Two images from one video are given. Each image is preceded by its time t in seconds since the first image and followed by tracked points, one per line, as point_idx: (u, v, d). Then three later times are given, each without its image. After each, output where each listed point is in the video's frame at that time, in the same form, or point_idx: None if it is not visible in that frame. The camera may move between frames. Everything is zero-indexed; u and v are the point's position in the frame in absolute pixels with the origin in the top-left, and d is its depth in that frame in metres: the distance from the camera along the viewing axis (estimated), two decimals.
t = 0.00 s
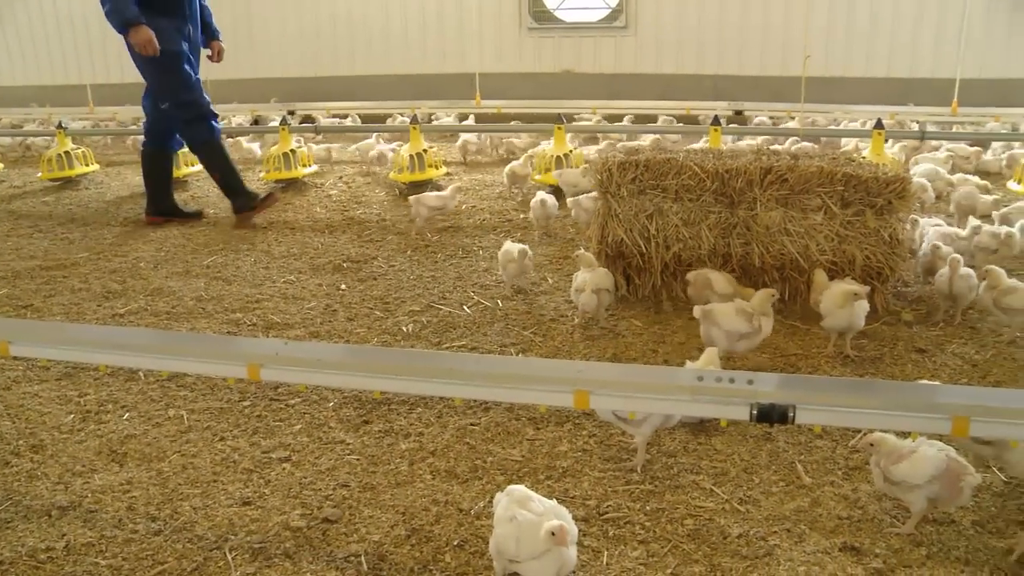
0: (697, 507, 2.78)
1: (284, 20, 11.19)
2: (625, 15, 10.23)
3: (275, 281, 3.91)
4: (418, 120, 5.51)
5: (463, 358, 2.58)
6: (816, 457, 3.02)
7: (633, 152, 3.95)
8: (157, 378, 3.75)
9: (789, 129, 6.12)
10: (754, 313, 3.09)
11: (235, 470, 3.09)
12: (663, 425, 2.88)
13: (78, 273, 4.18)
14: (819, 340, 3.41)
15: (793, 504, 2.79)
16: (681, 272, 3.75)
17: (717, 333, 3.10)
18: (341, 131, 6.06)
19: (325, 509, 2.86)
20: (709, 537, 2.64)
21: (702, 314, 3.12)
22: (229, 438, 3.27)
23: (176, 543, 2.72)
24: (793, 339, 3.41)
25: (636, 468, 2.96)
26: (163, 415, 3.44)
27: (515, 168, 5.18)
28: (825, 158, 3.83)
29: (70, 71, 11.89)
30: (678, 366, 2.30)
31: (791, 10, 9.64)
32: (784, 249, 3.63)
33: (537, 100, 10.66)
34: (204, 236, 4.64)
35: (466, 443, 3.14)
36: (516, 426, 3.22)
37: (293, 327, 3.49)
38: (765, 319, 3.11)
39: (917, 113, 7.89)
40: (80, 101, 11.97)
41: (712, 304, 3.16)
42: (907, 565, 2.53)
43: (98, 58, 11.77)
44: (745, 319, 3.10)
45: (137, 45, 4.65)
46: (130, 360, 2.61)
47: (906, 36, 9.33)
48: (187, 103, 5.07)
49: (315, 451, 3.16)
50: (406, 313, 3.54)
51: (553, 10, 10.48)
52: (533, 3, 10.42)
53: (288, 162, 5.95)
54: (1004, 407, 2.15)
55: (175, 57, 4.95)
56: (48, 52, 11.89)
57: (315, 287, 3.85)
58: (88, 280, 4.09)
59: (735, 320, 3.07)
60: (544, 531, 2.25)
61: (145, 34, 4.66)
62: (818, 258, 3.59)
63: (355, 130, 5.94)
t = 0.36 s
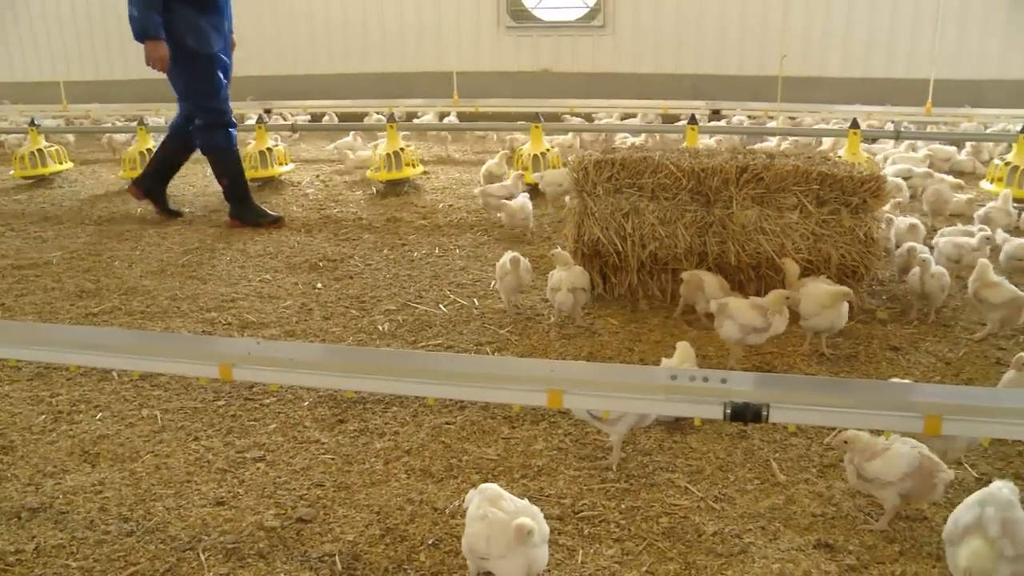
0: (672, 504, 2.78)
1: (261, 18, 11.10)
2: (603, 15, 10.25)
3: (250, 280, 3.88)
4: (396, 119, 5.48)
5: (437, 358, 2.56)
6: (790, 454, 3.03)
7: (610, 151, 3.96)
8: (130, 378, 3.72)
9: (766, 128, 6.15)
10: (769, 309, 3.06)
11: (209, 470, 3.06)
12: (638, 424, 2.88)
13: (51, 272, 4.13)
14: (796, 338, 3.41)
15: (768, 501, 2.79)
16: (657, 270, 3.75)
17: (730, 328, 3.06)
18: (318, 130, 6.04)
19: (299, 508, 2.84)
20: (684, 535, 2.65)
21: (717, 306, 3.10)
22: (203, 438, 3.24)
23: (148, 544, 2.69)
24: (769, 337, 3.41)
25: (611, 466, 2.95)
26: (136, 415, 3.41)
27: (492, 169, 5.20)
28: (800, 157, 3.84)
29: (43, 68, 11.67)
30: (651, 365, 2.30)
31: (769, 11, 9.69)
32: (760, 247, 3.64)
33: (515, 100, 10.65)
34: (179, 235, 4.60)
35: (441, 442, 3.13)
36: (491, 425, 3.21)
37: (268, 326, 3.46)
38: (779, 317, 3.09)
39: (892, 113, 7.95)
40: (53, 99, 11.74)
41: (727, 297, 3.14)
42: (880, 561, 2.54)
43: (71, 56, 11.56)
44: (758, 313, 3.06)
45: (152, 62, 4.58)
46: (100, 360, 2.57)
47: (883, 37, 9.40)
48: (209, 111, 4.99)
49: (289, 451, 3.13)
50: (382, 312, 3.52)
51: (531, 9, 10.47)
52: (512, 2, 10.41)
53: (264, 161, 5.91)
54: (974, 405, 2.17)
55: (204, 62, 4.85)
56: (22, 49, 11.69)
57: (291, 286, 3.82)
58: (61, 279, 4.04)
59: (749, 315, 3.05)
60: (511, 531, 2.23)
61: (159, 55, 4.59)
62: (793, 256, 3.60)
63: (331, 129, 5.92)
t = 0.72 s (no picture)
0: (651, 503, 2.78)
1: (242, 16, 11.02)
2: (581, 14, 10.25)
3: (228, 281, 3.85)
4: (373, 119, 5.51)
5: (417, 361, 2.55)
6: (768, 452, 3.04)
7: (588, 150, 3.96)
8: (106, 380, 3.68)
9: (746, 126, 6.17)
10: (788, 317, 2.96)
11: (186, 472, 3.03)
12: (616, 423, 2.87)
13: (26, 273, 4.08)
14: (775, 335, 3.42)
15: (746, 499, 2.80)
16: (636, 269, 3.75)
17: (750, 338, 2.99)
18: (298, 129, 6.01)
19: (276, 510, 2.81)
20: (662, 534, 2.64)
21: (735, 318, 3.02)
22: (180, 440, 3.21)
23: (124, 548, 2.66)
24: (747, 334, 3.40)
25: (590, 466, 2.95)
26: (112, 417, 3.37)
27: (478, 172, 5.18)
28: (778, 156, 3.86)
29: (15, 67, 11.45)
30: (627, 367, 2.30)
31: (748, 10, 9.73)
32: (738, 246, 3.64)
33: (494, 98, 10.63)
34: (157, 236, 4.57)
35: (419, 442, 3.12)
36: (469, 425, 3.20)
37: (245, 327, 3.44)
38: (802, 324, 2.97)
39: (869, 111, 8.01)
40: (27, 97, 11.54)
41: (747, 307, 3.04)
42: (857, 558, 2.55)
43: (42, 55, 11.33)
44: (779, 324, 2.95)
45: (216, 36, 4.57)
46: (75, 364, 2.54)
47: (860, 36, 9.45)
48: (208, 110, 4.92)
49: (266, 452, 3.11)
50: (361, 312, 3.51)
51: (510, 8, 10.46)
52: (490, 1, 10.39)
53: (242, 160, 5.92)
54: (948, 403, 2.18)
55: (212, 58, 4.77)
56: None
57: (269, 286, 3.79)
58: (35, 280, 3.99)
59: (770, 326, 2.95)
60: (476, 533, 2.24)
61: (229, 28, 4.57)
62: (771, 255, 3.61)
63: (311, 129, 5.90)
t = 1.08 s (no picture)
0: (622, 503, 2.77)
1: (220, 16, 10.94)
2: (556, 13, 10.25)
3: (200, 281, 3.82)
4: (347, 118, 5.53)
5: (387, 365, 2.54)
6: (740, 451, 3.04)
7: (561, 149, 3.96)
8: (75, 383, 3.63)
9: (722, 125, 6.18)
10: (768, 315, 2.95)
11: (155, 475, 3.00)
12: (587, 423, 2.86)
13: None
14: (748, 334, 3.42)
15: (718, 498, 2.80)
16: (609, 268, 3.76)
17: (727, 337, 2.95)
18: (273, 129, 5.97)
19: (246, 513, 2.79)
20: (634, 533, 2.64)
21: (715, 317, 2.97)
22: (149, 442, 3.18)
23: (90, 553, 2.62)
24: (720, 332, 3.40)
25: (561, 466, 2.94)
26: (80, 421, 3.33)
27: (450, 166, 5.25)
28: (751, 155, 3.88)
29: None
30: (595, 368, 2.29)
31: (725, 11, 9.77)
32: (711, 244, 3.65)
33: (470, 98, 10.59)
34: (129, 236, 4.52)
35: (390, 443, 3.10)
36: (441, 425, 3.19)
37: (217, 328, 3.41)
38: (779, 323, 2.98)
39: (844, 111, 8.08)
40: None
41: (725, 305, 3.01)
42: (828, 555, 2.56)
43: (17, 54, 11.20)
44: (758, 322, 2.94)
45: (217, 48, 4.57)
46: (39, 369, 2.51)
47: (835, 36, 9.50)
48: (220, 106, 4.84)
49: (237, 454, 3.08)
50: (333, 312, 3.49)
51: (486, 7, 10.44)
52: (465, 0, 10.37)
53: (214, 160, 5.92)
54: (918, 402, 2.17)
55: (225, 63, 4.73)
56: None
57: (241, 287, 3.76)
58: (3, 282, 3.93)
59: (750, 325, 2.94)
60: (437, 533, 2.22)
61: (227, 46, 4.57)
62: (743, 253, 3.61)
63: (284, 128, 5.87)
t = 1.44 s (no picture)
0: (593, 502, 2.76)
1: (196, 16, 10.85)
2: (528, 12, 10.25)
3: (170, 284, 3.78)
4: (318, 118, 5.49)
5: (357, 367, 2.51)
6: (711, 449, 3.04)
7: (533, 149, 3.96)
8: (41, 390, 3.58)
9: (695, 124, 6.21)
10: (762, 308, 2.92)
11: (124, 480, 2.96)
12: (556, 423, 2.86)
13: None
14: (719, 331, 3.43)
15: (689, 496, 2.80)
16: (580, 268, 3.76)
17: (720, 330, 2.96)
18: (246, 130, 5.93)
19: (215, 517, 2.76)
20: (605, 533, 2.63)
21: (708, 309, 2.97)
22: (118, 447, 3.14)
23: (56, 561, 2.58)
24: (691, 331, 3.41)
25: (533, 465, 2.93)
26: (47, 426, 3.28)
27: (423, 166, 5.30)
28: (721, 153, 3.90)
29: None
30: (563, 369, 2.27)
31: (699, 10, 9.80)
32: (682, 243, 3.65)
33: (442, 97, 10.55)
34: (98, 239, 4.48)
35: (361, 444, 3.08)
36: (413, 426, 3.17)
37: (187, 331, 3.38)
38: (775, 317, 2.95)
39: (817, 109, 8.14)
40: None
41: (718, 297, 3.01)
42: (799, 552, 2.56)
43: None
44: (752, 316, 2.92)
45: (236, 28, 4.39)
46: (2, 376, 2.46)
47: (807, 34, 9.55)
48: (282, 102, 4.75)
49: (206, 458, 3.05)
50: (304, 314, 3.47)
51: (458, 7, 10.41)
52: None
53: (186, 162, 5.88)
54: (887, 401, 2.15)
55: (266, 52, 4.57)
56: None
57: (212, 289, 3.73)
58: None
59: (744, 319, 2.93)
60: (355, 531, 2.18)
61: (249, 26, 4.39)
62: (715, 251, 3.62)
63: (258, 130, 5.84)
